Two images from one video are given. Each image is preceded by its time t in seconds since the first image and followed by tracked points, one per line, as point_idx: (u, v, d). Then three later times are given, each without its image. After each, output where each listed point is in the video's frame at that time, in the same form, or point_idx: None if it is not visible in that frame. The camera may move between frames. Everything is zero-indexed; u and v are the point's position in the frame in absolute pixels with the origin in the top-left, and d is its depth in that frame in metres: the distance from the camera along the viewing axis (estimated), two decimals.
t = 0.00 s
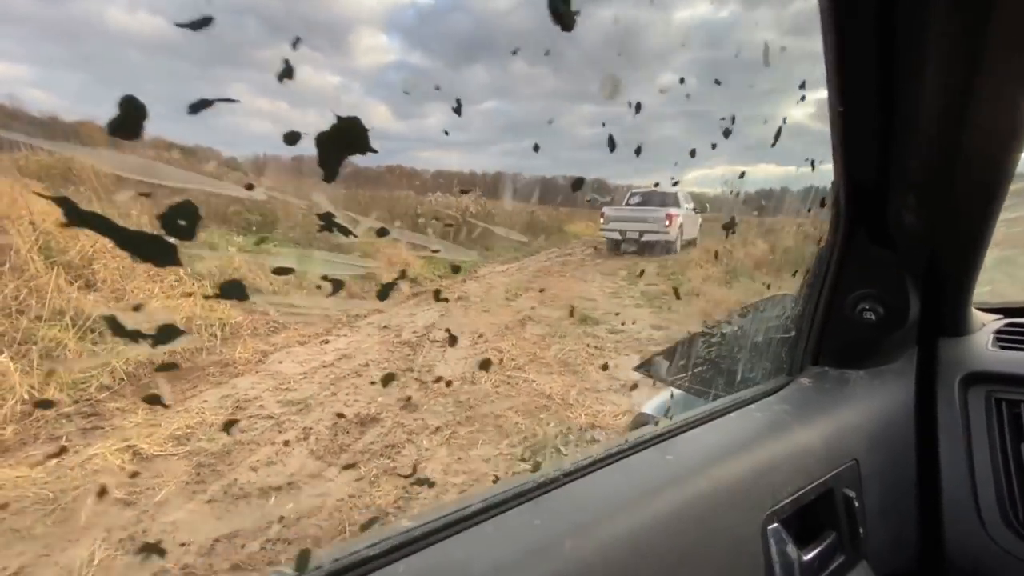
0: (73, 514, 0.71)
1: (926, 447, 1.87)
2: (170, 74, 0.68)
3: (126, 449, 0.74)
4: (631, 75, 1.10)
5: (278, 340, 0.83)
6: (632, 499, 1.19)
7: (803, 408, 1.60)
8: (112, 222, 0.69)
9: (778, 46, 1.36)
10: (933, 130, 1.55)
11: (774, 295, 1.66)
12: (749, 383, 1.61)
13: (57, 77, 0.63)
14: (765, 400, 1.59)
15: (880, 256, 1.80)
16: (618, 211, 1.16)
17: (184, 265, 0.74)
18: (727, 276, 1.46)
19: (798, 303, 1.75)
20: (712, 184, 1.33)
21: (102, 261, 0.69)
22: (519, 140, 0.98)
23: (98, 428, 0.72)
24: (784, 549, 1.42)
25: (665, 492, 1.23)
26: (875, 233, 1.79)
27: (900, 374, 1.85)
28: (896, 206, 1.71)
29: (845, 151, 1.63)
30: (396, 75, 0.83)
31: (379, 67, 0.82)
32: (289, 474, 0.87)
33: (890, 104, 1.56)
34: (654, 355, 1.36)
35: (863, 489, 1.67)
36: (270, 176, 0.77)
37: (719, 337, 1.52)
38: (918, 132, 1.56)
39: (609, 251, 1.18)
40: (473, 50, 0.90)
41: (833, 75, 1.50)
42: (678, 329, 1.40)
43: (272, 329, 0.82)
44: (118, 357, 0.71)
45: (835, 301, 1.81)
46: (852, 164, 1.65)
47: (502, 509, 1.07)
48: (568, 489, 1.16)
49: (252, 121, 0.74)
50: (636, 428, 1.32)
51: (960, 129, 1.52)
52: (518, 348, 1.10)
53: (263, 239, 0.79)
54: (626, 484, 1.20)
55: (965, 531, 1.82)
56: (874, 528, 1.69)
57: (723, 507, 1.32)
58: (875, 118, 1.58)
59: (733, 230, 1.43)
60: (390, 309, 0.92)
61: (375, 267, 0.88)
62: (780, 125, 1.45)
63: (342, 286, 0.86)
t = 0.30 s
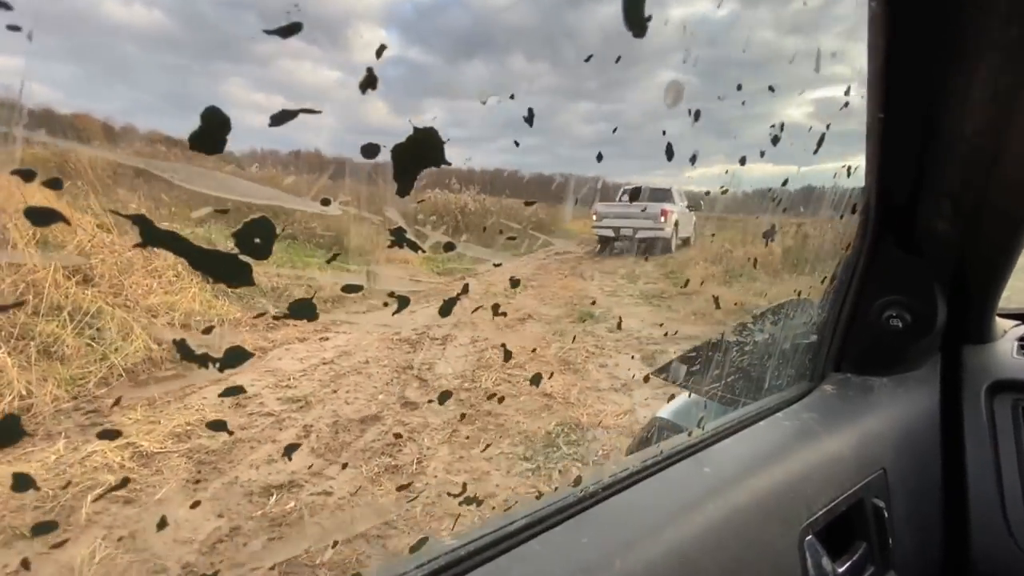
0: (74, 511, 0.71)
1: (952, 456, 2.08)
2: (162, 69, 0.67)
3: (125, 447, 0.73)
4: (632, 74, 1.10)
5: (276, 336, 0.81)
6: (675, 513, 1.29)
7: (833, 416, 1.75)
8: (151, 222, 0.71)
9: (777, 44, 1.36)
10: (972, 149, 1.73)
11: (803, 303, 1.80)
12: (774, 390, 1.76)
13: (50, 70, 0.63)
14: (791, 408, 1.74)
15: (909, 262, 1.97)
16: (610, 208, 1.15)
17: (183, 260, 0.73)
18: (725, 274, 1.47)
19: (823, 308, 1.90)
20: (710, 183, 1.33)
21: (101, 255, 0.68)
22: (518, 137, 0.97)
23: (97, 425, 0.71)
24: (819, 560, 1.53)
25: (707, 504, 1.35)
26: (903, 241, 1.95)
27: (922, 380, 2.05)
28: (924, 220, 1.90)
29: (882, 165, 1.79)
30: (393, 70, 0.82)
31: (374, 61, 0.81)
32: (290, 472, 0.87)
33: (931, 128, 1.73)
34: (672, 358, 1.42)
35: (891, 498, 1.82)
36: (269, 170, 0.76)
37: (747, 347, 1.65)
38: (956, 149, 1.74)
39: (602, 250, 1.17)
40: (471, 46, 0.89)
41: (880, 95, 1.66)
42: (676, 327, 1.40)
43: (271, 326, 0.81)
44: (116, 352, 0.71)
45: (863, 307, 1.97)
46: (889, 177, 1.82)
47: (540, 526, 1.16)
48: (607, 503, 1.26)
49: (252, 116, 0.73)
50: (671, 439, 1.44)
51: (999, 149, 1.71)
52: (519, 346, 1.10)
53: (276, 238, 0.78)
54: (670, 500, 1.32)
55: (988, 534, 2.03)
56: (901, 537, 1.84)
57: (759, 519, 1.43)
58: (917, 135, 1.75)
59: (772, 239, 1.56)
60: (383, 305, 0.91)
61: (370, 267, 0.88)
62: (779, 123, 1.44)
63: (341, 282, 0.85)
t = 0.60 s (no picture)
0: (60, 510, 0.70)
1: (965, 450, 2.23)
2: (150, 62, 0.66)
3: (115, 445, 0.72)
4: (628, 72, 1.09)
5: (268, 332, 0.80)
6: (699, 512, 1.37)
7: (850, 414, 1.84)
8: (139, 178, 0.69)
9: (772, 44, 1.35)
10: (996, 152, 1.82)
11: (820, 297, 1.90)
12: (791, 387, 1.86)
13: (34, 64, 0.61)
14: (810, 406, 1.84)
15: (927, 256, 2.03)
16: (598, 206, 1.13)
17: (173, 254, 0.72)
18: (721, 273, 1.47)
19: (839, 301, 1.99)
20: (704, 183, 1.33)
21: (89, 250, 0.69)
22: (514, 135, 0.97)
23: (84, 423, 0.70)
24: (840, 558, 1.63)
25: (738, 504, 1.43)
26: (922, 236, 2.03)
27: (936, 374, 2.16)
28: (942, 217, 1.99)
29: (903, 163, 1.91)
30: (385, 65, 0.81)
31: (365, 56, 0.80)
32: (283, 471, 0.86)
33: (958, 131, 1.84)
34: (679, 356, 1.47)
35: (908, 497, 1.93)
36: (259, 166, 0.75)
37: (766, 343, 1.74)
38: (980, 152, 1.84)
39: (591, 249, 1.16)
40: (466, 42, 0.88)
41: (907, 102, 1.77)
42: (670, 325, 1.40)
43: (262, 324, 0.79)
44: (105, 349, 0.70)
45: (881, 301, 2.05)
46: (910, 177, 1.94)
47: (559, 530, 1.20)
48: (625, 505, 1.32)
49: (245, 111, 0.73)
50: (688, 439, 1.51)
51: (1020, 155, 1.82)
52: (513, 343, 1.08)
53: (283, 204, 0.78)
54: (697, 501, 1.39)
55: (1004, 529, 2.16)
56: (918, 535, 1.96)
57: (785, 522, 1.51)
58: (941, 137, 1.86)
59: (796, 225, 1.65)
60: (376, 301, 0.89)
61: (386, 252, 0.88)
62: (776, 121, 1.44)
63: (333, 279, 0.84)
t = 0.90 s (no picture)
0: (49, 513, 0.69)
1: (968, 450, 2.25)
2: (139, 57, 0.65)
3: (103, 445, 0.71)
4: (623, 71, 1.09)
5: (260, 331, 0.80)
6: (709, 516, 1.38)
7: (856, 414, 1.85)
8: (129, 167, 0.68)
9: (766, 43, 1.35)
10: (1006, 150, 1.84)
11: (824, 297, 1.91)
12: (796, 386, 1.87)
13: (21, 58, 0.60)
14: (815, 406, 1.84)
15: (931, 253, 2.05)
16: (587, 203, 1.11)
17: (163, 253, 0.71)
18: (716, 273, 1.47)
19: (842, 300, 2.00)
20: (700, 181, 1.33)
21: (77, 247, 0.68)
22: (507, 133, 0.96)
23: (73, 422, 0.69)
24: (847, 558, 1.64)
25: (747, 507, 1.45)
26: (927, 234, 2.06)
27: (938, 372, 2.18)
28: (945, 212, 2.02)
29: (910, 158, 1.93)
30: (379, 62, 0.81)
31: (359, 52, 0.79)
32: (276, 471, 0.85)
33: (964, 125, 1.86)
34: (680, 356, 1.47)
35: (913, 497, 1.95)
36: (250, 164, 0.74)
37: (773, 342, 1.75)
38: (990, 150, 1.86)
39: (579, 246, 1.14)
40: (459, 39, 0.87)
41: (917, 96, 1.81)
42: (664, 323, 1.39)
43: (255, 322, 0.79)
44: (95, 348, 0.69)
45: (885, 298, 2.06)
46: (916, 175, 1.96)
47: (564, 540, 1.22)
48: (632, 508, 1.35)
49: (236, 107, 0.72)
50: (693, 440, 1.53)
51: None
52: (509, 343, 1.08)
53: (277, 190, 0.77)
54: (710, 507, 1.40)
55: (1008, 528, 2.18)
56: (923, 536, 1.98)
57: (794, 526, 1.52)
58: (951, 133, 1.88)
59: (806, 222, 1.69)
60: (369, 299, 0.88)
61: (393, 243, 0.89)
62: (769, 120, 1.44)
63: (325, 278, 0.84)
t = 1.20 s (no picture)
0: (37, 515, 0.69)
1: (955, 453, 2.26)
2: (129, 54, 0.65)
3: (91, 447, 0.71)
4: (615, 71, 1.08)
5: (252, 331, 0.79)
6: (690, 524, 1.38)
7: (842, 417, 1.86)
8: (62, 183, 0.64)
9: (757, 42, 1.35)
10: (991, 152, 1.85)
11: (812, 298, 1.91)
12: (782, 388, 1.88)
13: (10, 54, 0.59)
14: (802, 409, 1.85)
15: (918, 254, 2.05)
16: (571, 203, 1.09)
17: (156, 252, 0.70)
18: (707, 272, 1.47)
19: (830, 301, 2.00)
20: (692, 181, 1.34)
21: (65, 246, 0.65)
22: (501, 132, 0.96)
23: (61, 424, 0.68)
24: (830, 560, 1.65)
25: (728, 515, 1.45)
26: (913, 236, 2.05)
27: (927, 375, 2.20)
28: (931, 214, 2.01)
29: (897, 160, 1.92)
30: (373, 60, 0.80)
31: (354, 51, 0.78)
32: (267, 471, 0.85)
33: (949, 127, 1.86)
34: (670, 358, 1.48)
35: (898, 500, 1.96)
36: (245, 163, 0.74)
37: (757, 345, 1.75)
38: (976, 154, 1.86)
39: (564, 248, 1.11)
40: (453, 37, 0.86)
41: (903, 97, 1.80)
42: (657, 323, 1.39)
43: (246, 322, 0.78)
44: (86, 347, 0.68)
45: (871, 300, 2.07)
46: (902, 177, 1.95)
47: (541, 551, 1.22)
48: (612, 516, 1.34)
49: (228, 106, 0.71)
50: (677, 445, 1.53)
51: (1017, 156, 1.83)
52: (502, 342, 1.08)
53: (213, 202, 0.73)
54: (691, 514, 1.41)
55: (995, 531, 2.19)
56: (909, 539, 1.98)
57: (776, 532, 1.52)
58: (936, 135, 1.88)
59: (790, 225, 1.68)
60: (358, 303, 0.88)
61: (347, 253, 0.84)
62: (759, 120, 1.44)
63: (320, 277, 0.83)
